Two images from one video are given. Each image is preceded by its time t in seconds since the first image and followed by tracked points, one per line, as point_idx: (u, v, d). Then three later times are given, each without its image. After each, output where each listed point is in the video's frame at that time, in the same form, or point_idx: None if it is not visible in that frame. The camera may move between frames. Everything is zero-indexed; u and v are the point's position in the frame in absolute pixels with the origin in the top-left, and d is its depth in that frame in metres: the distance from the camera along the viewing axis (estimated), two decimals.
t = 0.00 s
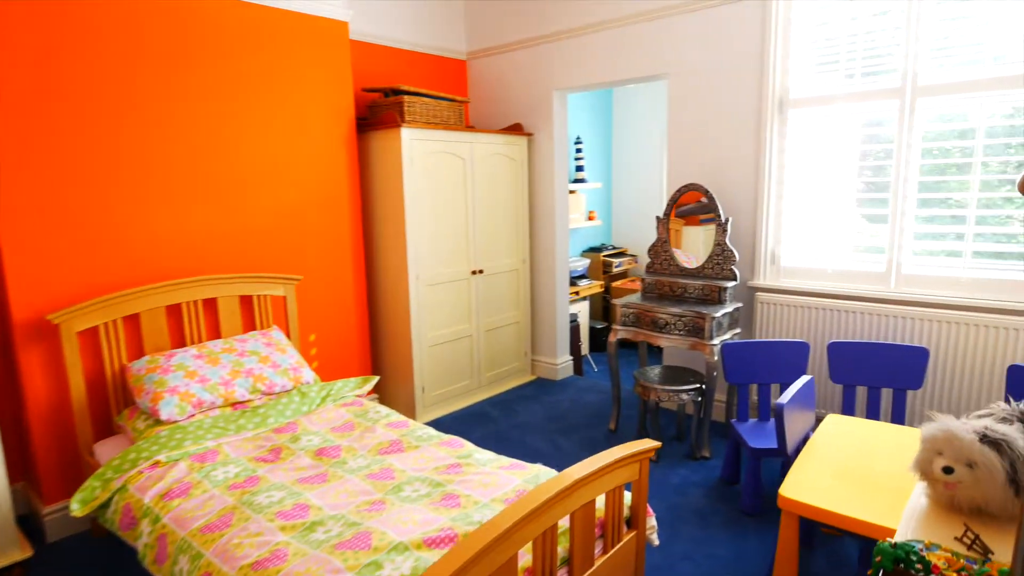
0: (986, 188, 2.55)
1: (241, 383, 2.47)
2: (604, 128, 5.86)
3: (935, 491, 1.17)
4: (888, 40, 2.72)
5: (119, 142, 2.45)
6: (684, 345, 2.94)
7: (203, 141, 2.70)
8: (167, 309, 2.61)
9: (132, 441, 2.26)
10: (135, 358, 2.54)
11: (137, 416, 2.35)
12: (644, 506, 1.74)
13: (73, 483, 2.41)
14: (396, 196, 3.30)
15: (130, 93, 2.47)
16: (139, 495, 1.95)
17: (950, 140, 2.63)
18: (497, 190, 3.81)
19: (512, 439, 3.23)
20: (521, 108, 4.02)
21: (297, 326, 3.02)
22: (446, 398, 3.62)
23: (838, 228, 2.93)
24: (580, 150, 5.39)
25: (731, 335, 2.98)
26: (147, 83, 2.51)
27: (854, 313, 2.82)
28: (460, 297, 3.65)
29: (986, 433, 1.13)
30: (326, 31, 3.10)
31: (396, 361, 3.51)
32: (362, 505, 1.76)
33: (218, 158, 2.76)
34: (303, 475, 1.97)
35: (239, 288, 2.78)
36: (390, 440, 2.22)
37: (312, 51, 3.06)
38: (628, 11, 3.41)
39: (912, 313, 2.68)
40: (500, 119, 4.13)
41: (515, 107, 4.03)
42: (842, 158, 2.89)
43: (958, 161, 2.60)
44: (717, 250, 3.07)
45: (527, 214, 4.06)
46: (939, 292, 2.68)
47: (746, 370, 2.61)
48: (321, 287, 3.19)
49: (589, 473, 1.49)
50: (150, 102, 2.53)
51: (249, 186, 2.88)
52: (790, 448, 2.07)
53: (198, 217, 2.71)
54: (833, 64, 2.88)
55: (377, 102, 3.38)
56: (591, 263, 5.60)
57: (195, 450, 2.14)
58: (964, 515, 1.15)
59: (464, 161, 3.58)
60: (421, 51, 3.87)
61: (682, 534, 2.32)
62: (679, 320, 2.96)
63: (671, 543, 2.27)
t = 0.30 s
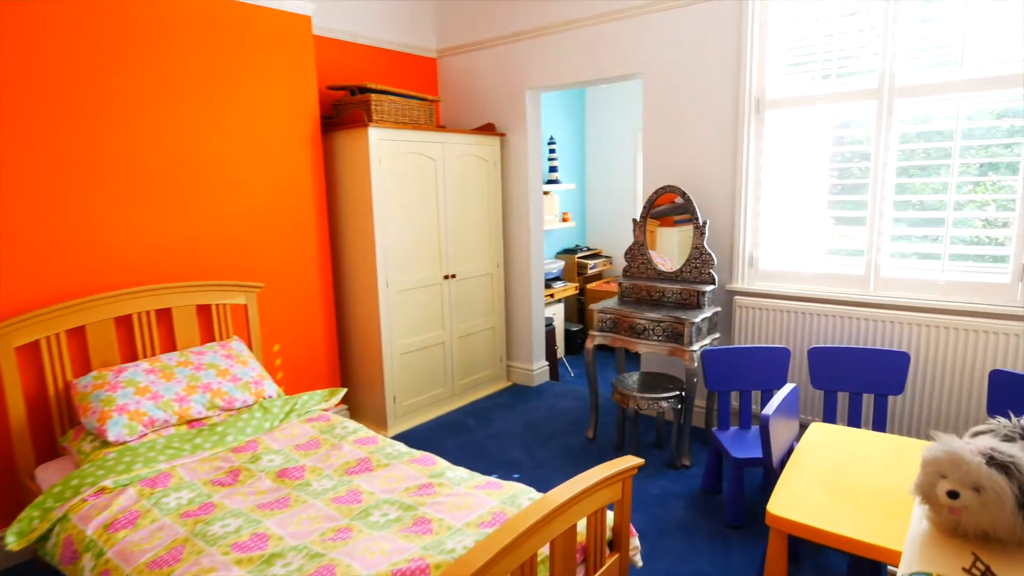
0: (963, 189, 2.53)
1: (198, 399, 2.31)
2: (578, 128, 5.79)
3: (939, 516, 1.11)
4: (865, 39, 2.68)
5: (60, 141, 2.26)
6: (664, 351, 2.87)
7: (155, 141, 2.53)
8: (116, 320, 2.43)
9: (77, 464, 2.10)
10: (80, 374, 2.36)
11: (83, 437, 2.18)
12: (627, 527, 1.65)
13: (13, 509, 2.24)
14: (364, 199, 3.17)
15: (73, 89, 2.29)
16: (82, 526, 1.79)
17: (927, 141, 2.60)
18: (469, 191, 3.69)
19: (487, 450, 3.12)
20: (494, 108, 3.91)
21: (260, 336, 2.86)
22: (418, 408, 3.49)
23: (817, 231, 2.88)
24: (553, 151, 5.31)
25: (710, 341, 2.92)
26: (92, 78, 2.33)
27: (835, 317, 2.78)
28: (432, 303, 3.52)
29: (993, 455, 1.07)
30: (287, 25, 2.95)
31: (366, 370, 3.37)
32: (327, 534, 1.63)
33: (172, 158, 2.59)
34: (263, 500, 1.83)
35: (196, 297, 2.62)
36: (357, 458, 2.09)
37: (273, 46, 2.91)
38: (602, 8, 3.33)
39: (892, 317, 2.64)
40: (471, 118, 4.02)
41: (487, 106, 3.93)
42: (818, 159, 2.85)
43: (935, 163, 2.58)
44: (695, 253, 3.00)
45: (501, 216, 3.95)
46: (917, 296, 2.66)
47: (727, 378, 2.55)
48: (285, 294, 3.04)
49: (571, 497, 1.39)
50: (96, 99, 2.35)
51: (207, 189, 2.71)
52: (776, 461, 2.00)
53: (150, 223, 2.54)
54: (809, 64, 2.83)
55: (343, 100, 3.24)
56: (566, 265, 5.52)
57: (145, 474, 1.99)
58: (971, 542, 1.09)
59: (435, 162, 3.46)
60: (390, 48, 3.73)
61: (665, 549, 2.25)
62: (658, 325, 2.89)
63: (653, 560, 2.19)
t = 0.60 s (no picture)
0: (969, 186, 2.40)
1: (156, 413, 2.14)
2: (566, 124, 5.65)
3: (972, 554, 1.04)
4: (865, 28, 2.55)
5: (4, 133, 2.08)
6: (656, 356, 2.73)
7: (112, 134, 2.35)
8: (69, 328, 2.26)
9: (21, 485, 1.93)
10: (28, 386, 2.19)
11: (30, 455, 2.01)
12: (618, 554, 1.50)
13: None
14: (341, 197, 3.01)
15: (18, 76, 2.10)
16: (19, 556, 1.62)
17: (931, 135, 2.47)
18: (452, 189, 3.54)
19: (471, 460, 2.97)
20: (478, 102, 3.75)
21: (228, 342, 2.69)
22: (399, 415, 3.34)
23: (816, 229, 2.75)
24: (541, 148, 5.16)
25: (704, 345, 2.79)
26: (40, 65, 2.15)
27: (836, 320, 2.65)
28: (413, 306, 3.37)
29: None
30: (257, 12, 2.78)
31: (344, 377, 3.21)
32: (287, 565, 1.48)
33: (131, 153, 2.41)
34: (220, 526, 1.67)
35: (157, 302, 2.45)
36: (327, 477, 1.93)
37: (241, 33, 2.73)
38: None
39: (894, 320, 2.52)
40: (455, 113, 3.86)
41: (471, 100, 3.77)
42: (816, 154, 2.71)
43: (940, 158, 2.44)
44: (688, 253, 2.87)
45: (485, 215, 3.80)
46: (920, 297, 2.53)
47: (723, 384, 2.41)
48: (256, 297, 2.87)
49: (556, 528, 1.25)
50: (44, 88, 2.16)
51: (170, 186, 2.54)
52: (777, 476, 1.87)
53: (107, 222, 2.36)
54: (807, 54, 2.70)
55: (318, 93, 3.07)
56: (554, 264, 5.38)
57: (93, 497, 1.83)
58: None
59: (416, 158, 3.30)
60: (368, 39, 3.57)
61: (658, 568, 2.11)
62: (650, 329, 2.75)
63: None
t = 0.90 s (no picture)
0: (984, 187, 2.25)
1: (109, 432, 1.97)
2: (561, 122, 5.49)
3: None
4: (874, 18, 2.39)
5: None
6: (651, 367, 2.57)
7: (66, 130, 2.18)
8: (18, 339, 2.09)
9: None
10: None
11: None
12: None
13: None
14: (318, 197, 2.84)
15: None
16: None
17: (943, 132, 2.32)
18: (438, 189, 3.37)
19: (456, 476, 2.82)
20: (466, 97, 3.59)
21: (195, 352, 2.52)
22: (382, 428, 3.18)
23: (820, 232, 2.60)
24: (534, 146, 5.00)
25: (702, 354, 2.63)
26: None
27: (842, 329, 2.49)
28: (396, 312, 3.20)
29: None
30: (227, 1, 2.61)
31: (323, 387, 3.05)
32: None
33: (88, 151, 2.24)
34: (165, 564, 1.51)
35: (115, 311, 2.28)
36: (290, 504, 1.77)
37: (209, 23, 2.56)
38: None
39: (905, 329, 2.36)
40: (442, 109, 3.70)
41: (459, 96, 3.61)
42: (822, 152, 2.55)
43: (955, 156, 2.28)
44: (685, 256, 2.71)
45: (474, 216, 3.63)
46: (932, 306, 2.38)
47: (723, 399, 2.26)
48: (227, 305, 2.71)
49: None
50: None
51: (131, 187, 2.36)
52: (782, 504, 1.71)
53: (61, 226, 2.19)
54: (810, 47, 2.55)
55: (295, 88, 2.90)
56: (549, 265, 5.21)
57: (31, 528, 1.66)
58: None
59: (399, 157, 3.13)
60: (350, 31, 3.40)
61: None
62: (644, 338, 2.59)
63: None
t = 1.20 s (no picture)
0: (1006, 191, 2.08)
1: (53, 457, 1.79)
2: (556, 120, 5.32)
3: None
4: (886, 8, 2.23)
5: None
6: (646, 382, 2.41)
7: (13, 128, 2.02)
8: None
9: None
10: None
11: None
12: None
13: None
14: (294, 200, 2.67)
15: None
16: None
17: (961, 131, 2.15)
18: (423, 190, 3.20)
19: (441, 496, 2.65)
20: (454, 94, 3.42)
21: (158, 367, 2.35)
22: (363, 443, 3.01)
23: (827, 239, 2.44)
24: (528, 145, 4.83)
25: (701, 368, 2.47)
26: None
27: (851, 341, 2.33)
28: (379, 321, 3.03)
29: None
30: None
31: (301, 401, 2.88)
32: None
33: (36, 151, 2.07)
34: None
35: (68, 323, 2.11)
36: (246, 541, 1.60)
37: (174, 13, 2.39)
38: None
39: (918, 343, 2.20)
40: (429, 107, 3.53)
41: (447, 92, 3.44)
42: (830, 152, 2.39)
43: (974, 157, 2.12)
44: (683, 263, 2.55)
45: (462, 219, 3.47)
46: (949, 317, 2.22)
47: (724, 418, 2.09)
48: (195, 314, 2.54)
49: None
50: None
51: (88, 190, 2.20)
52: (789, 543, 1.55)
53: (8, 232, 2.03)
54: (816, 40, 2.38)
55: (269, 83, 2.73)
56: (544, 268, 5.05)
57: None
58: None
59: (381, 156, 2.97)
60: (331, 24, 3.23)
61: None
62: (640, 350, 2.43)
63: None
